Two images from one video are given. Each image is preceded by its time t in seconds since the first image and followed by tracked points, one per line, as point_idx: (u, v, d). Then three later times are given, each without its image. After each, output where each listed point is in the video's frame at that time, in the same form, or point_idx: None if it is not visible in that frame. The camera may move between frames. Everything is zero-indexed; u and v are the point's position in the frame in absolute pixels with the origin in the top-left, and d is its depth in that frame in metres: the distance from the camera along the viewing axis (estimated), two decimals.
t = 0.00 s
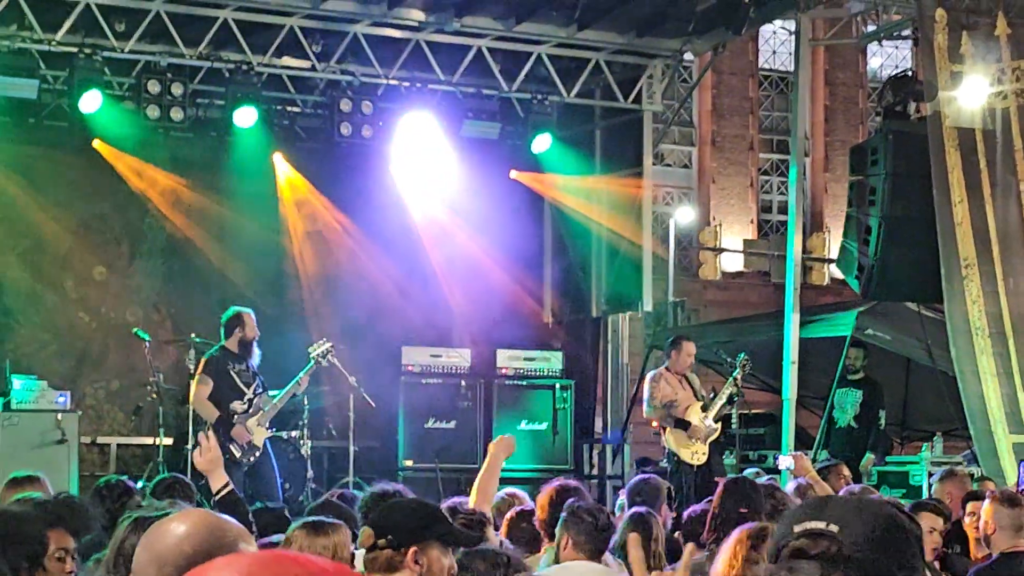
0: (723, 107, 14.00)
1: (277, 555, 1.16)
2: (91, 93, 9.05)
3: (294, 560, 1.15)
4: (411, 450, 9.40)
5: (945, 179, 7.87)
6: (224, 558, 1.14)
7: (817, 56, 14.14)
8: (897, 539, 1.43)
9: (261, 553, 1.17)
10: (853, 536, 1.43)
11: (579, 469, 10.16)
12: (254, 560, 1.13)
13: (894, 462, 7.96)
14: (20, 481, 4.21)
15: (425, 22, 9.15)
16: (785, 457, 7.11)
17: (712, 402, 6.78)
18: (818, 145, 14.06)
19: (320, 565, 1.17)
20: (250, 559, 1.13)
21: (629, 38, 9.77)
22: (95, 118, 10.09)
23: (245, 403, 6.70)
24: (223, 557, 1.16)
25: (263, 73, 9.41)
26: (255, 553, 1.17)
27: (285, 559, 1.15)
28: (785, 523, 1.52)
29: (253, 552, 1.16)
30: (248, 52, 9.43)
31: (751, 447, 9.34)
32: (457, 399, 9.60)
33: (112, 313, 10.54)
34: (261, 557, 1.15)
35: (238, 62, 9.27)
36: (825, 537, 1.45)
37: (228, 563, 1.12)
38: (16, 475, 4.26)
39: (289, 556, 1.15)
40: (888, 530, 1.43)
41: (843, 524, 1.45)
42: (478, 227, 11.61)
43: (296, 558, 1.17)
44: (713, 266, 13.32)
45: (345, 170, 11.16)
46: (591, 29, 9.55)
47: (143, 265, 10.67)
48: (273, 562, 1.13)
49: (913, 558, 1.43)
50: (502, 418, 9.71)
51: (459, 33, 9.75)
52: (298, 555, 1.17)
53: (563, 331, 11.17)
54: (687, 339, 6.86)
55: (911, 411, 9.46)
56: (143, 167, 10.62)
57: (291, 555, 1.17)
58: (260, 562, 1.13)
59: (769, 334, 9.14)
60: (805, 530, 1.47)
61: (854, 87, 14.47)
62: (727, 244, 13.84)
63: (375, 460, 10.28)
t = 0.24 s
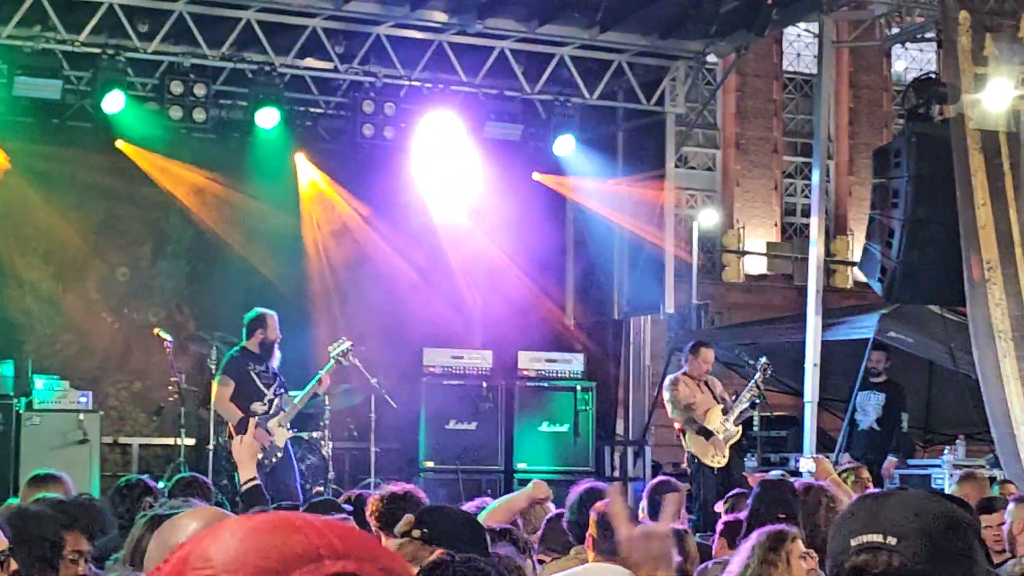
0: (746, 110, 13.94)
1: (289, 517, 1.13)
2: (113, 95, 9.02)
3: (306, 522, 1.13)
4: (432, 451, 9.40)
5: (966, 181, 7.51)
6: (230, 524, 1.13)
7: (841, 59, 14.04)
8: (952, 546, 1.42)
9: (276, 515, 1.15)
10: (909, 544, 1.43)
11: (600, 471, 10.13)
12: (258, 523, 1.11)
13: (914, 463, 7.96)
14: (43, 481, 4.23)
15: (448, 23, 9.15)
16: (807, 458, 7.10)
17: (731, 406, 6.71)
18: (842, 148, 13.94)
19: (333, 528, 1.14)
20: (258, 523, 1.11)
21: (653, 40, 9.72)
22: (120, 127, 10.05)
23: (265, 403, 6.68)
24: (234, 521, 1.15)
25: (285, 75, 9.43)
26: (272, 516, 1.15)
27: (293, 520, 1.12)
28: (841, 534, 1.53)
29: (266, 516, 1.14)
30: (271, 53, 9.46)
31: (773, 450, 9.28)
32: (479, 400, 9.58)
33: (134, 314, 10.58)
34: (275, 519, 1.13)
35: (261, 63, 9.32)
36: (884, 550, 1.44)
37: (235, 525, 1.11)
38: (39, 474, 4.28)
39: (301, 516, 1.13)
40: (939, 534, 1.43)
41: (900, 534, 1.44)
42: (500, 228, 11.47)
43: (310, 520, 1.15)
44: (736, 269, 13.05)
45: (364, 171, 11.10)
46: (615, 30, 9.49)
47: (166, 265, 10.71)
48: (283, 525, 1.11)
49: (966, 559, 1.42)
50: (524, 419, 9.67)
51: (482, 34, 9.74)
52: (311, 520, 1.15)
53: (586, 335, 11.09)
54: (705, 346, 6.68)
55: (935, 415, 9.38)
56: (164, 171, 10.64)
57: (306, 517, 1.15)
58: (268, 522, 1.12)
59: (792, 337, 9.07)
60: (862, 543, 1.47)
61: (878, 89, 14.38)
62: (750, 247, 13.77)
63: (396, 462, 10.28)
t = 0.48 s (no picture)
0: (772, 111, 13.85)
1: (342, 454, 0.73)
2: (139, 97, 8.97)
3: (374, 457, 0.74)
4: (456, 452, 9.39)
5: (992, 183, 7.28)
6: (251, 460, 0.72)
7: (867, 61, 13.95)
8: (985, 554, 1.48)
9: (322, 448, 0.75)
10: (949, 553, 1.47)
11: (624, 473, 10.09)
12: (298, 457, 0.72)
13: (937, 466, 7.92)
14: (66, 480, 4.22)
15: (473, 25, 9.13)
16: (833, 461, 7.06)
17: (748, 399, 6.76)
18: (868, 150, 13.85)
19: (411, 476, 0.75)
20: (297, 458, 0.72)
21: (677, 43, 9.67)
22: (146, 129, 10.12)
23: (293, 405, 6.68)
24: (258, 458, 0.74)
25: (310, 76, 9.45)
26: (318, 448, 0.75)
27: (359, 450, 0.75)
28: (875, 542, 1.57)
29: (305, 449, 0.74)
30: (297, 54, 9.51)
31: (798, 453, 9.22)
32: (503, 402, 9.56)
33: (159, 314, 10.61)
34: (321, 456, 0.72)
35: (286, 64, 9.35)
36: (924, 559, 1.48)
37: (259, 461, 0.72)
38: (61, 473, 4.27)
39: (361, 449, 0.74)
40: (976, 543, 1.48)
41: (940, 543, 1.48)
42: (521, 228, 11.54)
43: (372, 455, 0.75)
44: (761, 271, 13.07)
45: (385, 175, 11.15)
46: (639, 32, 9.46)
47: (191, 266, 10.73)
48: (336, 466, 0.72)
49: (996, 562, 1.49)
50: (547, 420, 9.64)
51: (507, 36, 9.72)
52: (383, 450, 0.75)
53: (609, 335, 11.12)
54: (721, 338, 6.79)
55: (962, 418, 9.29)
56: (189, 173, 10.69)
57: (372, 450, 0.76)
58: (312, 457, 0.72)
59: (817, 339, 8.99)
60: (903, 552, 1.51)
61: (904, 92, 14.26)
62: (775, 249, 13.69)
63: (419, 462, 10.28)
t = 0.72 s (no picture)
0: (794, 111, 13.80)
1: (393, 421, 0.65)
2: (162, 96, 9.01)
3: (433, 424, 0.65)
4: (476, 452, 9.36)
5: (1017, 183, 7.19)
6: (293, 430, 0.65)
7: (889, 60, 13.87)
8: (975, 554, 1.36)
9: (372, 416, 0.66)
10: (940, 551, 1.35)
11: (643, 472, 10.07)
12: (342, 424, 0.64)
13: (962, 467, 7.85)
14: (87, 476, 4.24)
15: (494, 24, 9.10)
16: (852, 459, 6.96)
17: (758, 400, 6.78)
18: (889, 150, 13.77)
19: (475, 451, 0.66)
20: (338, 426, 0.64)
21: (698, 42, 9.62)
22: (169, 127, 10.18)
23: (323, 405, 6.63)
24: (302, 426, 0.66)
25: (332, 75, 9.48)
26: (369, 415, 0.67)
27: (416, 417, 0.65)
28: (864, 537, 1.42)
29: (354, 415, 0.66)
30: (319, 53, 9.49)
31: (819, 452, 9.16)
32: (523, 401, 9.55)
33: (181, 312, 10.63)
34: (369, 423, 0.64)
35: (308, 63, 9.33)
36: (915, 556, 1.35)
37: (303, 430, 0.64)
38: (83, 470, 4.29)
39: (416, 415, 0.65)
40: (968, 546, 1.36)
41: (929, 540, 1.36)
42: (542, 227, 11.59)
43: (434, 428, 0.65)
44: (783, 271, 12.98)
45: (407, 174, 11.26)
46: (660, 31, 9.43)
47: (213, 265, 10.74)
48: (384, 436, 0.63)
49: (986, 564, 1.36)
50: (567, 420, 9.62)
51: (528, 34, 9.69)
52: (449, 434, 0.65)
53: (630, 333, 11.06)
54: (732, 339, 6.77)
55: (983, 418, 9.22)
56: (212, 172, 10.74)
57: (431, 416, 0.66)
58: (356, 425, 0.64)
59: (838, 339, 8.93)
60: (890, 549, 1.37)
61: (927, 91, 14.19)
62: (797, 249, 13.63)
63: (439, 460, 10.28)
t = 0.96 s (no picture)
0: (812, 112, 13.74)
1: (455, 423, 0.76)
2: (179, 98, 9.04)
3: (492, 430, 0.76)
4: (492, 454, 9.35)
5: None
6: (367, 425, 0.76)
7: (906, 62, 13.83)
8: (965, 556, 1.30)
9: (437, 413, 0.77)
10: (926, 552, 1.30)
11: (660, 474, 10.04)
12: (412, 430, 0.75)
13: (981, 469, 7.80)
14: (106, 479, 4.25)
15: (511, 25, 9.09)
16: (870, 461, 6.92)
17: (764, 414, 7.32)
18: (907, 151, 13.70)
19: (528, 452, 0.78)
20: (408, 432, 0.75)
21: (716, 42, 9.59)
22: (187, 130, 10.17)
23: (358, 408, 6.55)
24: (375, 414, 0.78)
25: (349, 76, 9.49)
26: (435, 410, 0.78)
27: (480, 422, 0.76)
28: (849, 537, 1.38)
29: (422, 413, 0.77)
30: (337, 55, 9.50)
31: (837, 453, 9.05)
32: (541, 403, 9.55)
33: (199, 314, 10.67)
34: (436, 428, 0.76)
35: (325, 65, 9.33)
36: (899, 558, 1.31)
37: (378, 426, 0.76)
38: (103, 473, 4.30)
39: (477, 419, 0.76)
40: (957, 545, 1.30)
41: (914, 540, 1.31)
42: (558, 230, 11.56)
43: (501, 430, 0.77)
44: (799, 272, 12.94)
45: (420, 178, 11.28)
46: (677, 32, 9.41)
47: (230, 267, 10.77)
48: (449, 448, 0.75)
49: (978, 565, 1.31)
50: (585, 422, 9.59)
51: (545, 35, 9.68)
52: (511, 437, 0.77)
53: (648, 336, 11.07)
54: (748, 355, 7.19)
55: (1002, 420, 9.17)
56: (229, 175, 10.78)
57: (494, 414, 0.77)
58: (425, 431, 0.75)
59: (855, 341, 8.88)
60: (874, 550, 1.33)
61: (945, 92, 14.11)
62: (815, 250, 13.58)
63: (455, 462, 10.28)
